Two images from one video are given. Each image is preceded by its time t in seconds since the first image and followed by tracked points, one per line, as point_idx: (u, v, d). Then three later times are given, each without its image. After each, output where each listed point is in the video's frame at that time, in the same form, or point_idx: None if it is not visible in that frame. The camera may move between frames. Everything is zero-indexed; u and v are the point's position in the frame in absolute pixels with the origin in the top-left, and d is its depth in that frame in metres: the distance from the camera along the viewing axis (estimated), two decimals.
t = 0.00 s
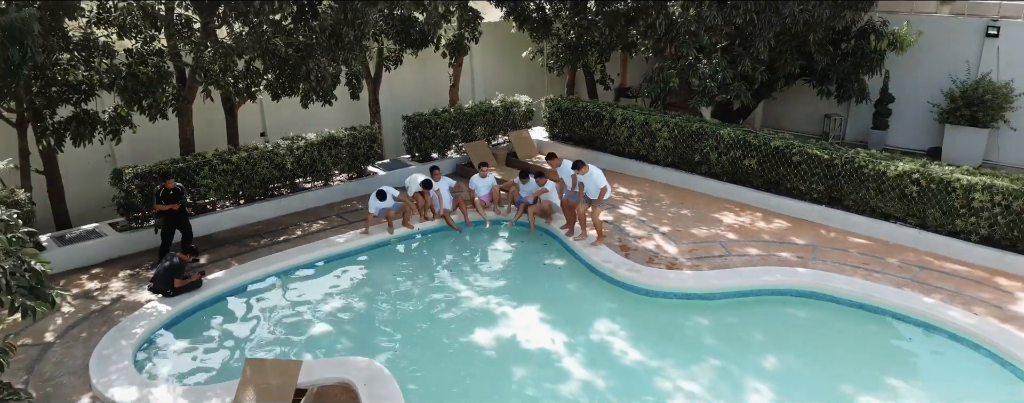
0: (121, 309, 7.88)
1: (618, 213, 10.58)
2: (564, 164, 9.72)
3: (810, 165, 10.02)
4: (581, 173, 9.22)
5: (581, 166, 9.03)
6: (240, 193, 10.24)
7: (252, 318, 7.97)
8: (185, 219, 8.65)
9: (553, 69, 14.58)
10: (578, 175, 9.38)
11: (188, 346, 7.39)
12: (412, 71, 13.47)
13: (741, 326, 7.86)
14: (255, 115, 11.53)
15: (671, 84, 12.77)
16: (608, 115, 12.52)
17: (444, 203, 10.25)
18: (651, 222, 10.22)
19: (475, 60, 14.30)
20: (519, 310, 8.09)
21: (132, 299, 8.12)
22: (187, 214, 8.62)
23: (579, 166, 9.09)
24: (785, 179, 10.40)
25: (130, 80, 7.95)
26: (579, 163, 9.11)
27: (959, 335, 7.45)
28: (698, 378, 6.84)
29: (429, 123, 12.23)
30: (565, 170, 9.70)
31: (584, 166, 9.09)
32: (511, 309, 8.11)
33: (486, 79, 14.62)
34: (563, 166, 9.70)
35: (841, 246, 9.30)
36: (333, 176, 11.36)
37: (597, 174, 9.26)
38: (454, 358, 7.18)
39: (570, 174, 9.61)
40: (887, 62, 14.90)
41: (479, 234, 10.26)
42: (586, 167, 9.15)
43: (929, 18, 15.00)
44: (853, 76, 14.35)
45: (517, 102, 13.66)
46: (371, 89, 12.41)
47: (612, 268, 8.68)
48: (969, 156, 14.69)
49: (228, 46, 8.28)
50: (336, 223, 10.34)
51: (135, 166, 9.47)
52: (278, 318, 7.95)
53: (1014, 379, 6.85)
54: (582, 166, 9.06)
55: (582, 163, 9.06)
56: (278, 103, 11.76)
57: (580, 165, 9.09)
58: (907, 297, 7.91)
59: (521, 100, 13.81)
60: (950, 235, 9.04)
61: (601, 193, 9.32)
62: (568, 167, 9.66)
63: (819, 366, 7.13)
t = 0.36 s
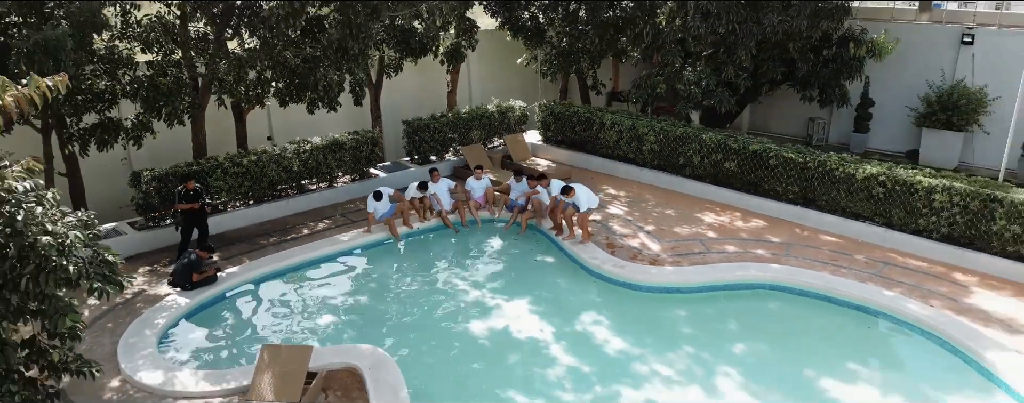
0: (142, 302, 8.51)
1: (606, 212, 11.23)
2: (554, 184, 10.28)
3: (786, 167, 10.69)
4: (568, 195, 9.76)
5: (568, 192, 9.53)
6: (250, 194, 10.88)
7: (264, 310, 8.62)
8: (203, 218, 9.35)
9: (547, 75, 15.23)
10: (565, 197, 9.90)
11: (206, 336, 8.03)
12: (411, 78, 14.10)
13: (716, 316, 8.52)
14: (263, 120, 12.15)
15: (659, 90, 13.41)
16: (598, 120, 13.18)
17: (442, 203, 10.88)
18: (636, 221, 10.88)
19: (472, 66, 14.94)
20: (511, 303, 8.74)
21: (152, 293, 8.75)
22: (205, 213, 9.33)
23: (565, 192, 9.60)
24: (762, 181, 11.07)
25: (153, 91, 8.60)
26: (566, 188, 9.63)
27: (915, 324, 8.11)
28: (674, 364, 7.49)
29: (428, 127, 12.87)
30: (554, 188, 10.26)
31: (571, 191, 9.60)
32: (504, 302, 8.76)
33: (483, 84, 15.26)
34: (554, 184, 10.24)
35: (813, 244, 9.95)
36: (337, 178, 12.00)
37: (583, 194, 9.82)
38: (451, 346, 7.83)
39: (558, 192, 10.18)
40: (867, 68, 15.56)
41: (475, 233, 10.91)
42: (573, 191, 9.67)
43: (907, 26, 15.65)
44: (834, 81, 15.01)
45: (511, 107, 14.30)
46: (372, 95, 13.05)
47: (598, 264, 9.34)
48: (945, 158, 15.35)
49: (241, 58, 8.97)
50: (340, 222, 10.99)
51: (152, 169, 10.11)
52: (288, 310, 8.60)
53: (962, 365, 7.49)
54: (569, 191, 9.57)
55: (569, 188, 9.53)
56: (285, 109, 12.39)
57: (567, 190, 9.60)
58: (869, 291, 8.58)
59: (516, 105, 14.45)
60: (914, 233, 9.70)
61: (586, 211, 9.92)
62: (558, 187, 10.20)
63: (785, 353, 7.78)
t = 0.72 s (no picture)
0: (167, 298, 9.21)
1: (598, 215, 11.94)
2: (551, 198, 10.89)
3: (766, 172, 11.40)
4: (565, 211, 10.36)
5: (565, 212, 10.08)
6: (264, 197, 11.58)
7: (280, 305, 9.33)
8: (223, 219, 10.08)
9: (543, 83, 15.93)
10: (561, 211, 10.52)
11: (228, 329, 8.74)
12: (414, 86, 14.81)
13: (697, 311, 9.24)
14: (274, 128, 12.86)
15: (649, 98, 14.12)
16: (592, 126, 13.89)
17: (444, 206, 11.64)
18: (626, 223, 11.58)
19: (472, 75, 15.65)
20: (508, 299, 9.46)
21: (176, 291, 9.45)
22: (225, 215, 10.04)
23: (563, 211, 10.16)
24: (745, 185, 11.78)
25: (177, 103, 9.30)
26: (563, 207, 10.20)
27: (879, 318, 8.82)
28: (657, 354, 8.21)
29: (430, 134, 13.58)
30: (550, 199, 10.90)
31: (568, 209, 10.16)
32: (502, 298, 9.47)
33: (483, 92, 15.97)
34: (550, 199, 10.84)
35: (791, 244, 10.66)
36: (344, 182, 12.71)
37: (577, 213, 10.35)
38: (453, 338, 8.53)
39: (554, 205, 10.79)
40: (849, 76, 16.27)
41: (474, 233, 11.63)
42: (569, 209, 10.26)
43: (888, 36, 16.36)
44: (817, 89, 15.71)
45: (510, 114, 15.01)
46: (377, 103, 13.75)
47: (589, 263, 10.05)
48: (923, 162, 16.05)
49: (258, 73, 9.68)
50: (348, 224, 11.70)
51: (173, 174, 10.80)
52: (302, 306, 9.32)
53: (919, 355, 8.20)
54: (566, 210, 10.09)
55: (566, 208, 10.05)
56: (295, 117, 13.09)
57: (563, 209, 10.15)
58: (839, 287, 9.29)
59: (514, 111, 15.16)
60: (883, 234, 10.42)
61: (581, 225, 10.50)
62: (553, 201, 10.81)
63: (759, 344, 8.50)
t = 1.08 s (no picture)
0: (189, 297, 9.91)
1: (591, 218, 12.64)
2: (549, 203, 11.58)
3: (749, 179, 12.12)
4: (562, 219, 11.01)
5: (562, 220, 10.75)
6: (276, 202, 12.27)
7: (293, 304, 10.02)
8: (240, 223, 10.76)
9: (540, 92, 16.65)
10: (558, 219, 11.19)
11: (246, 326, 9.43)
12: (417, 95, 15.53)
13: (681, 308, 9.94)
14: (284, 136, 13.57)
15: (641, 106, 14.83)
16: (586, 134, 14.60)
17: (447, 210, 12.43)
18: (618, 226, 12.28)
19: (472, 84, 16.36)
20: (506, 297, 10.16)
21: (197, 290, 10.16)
22: (241, 219, 10.72)
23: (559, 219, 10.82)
24: (729, 190, 12.49)
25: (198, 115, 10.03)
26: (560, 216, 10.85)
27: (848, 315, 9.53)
28: (642, 347, 8.92)
29: (432, 141, 14.28)
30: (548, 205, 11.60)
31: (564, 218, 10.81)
32: (500, 297, 10.18)
33: (483, 100, 16.68)
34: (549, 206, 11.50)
35: (771, 246, 11.36)
36: (351, 187, 13.41)
37: (574, 223, 11.00)
38: (455, 334, 9.23)
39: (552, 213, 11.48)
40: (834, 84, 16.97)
41: (474, 236, 12.33)
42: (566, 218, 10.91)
43: (871, 46, 17.08)
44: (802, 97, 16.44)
45: (508, 121, 15.72)
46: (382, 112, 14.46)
47: (581, 264, 10.76)
48: (905, 167, 16.75)
49: (273, 86, 10.42)
50: (355, 227, 12.40)
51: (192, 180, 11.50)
52: (315, 304, 10.02)
53: (883, 349, 8.90)
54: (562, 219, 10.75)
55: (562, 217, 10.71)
56: (305, 126, 13.80)
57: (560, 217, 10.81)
58: (813, 286, 10.00)
59: (512, 119, 15.88)
60: (857, 237, 11.13)
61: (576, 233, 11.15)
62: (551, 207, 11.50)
63: (737, 338, 9.20)
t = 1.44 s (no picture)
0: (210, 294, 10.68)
1: (585, 221, 13.41)
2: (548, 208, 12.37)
3: (734, 184, 12.91)
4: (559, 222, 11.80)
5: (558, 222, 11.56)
6: (288, 206, 13.04)
7: (307, 302, 10.79)
8: (256, 226, 11.52)
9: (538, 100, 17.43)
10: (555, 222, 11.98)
11: (265, 321, 10.19)
12: (420, 104, 16.30)
13: (667, 305, 10.72)
14: (295, 143, 14.34)
15: (633, 114, 15.63)
16: (581, 140, 15.38)
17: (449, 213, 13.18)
18: (610, 228, 13.05)
19: (473, 93, 17.13)
20: (505, 295, 10.95)
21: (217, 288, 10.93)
22: (258, 222, 11.48)
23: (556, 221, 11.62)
24: (715, 195, 13.28)
25: (218, 126, 10.83)
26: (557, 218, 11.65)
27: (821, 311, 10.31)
28: (630, 340, 9.71)
29: (435, 148, 15.05)
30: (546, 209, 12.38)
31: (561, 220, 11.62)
32: (499, 294, 10.96)
33: (483, 108, 17.46)
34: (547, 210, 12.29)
35: (753, 248, 12.13)
36: (358, 191, 14.19)
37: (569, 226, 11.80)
38: (458, 329, 10.00)
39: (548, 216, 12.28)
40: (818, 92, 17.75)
41: (473, 238, 13.09)
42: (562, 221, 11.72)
43: (854, 56, 17.87)
44: (787, 104, 17.22)
45: (507, 128, 16.49)
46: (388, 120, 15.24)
47: (575, 264, 11.54)
48: (887, 171, 17.52)
49: (288, 98, 11.28)
50: (363, 229, 13.17)
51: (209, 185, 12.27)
52: (327, 302, 10.79)
53: (851, 342, 9.67)
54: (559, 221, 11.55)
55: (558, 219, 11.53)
56: (314, 134, 14.57)
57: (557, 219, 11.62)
58: (789, 285, 10.79)
59: (511, 126, 16.66)
60: (833, 239, 11.92)
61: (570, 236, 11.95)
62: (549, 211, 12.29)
63: (718, 332, 9.99)
